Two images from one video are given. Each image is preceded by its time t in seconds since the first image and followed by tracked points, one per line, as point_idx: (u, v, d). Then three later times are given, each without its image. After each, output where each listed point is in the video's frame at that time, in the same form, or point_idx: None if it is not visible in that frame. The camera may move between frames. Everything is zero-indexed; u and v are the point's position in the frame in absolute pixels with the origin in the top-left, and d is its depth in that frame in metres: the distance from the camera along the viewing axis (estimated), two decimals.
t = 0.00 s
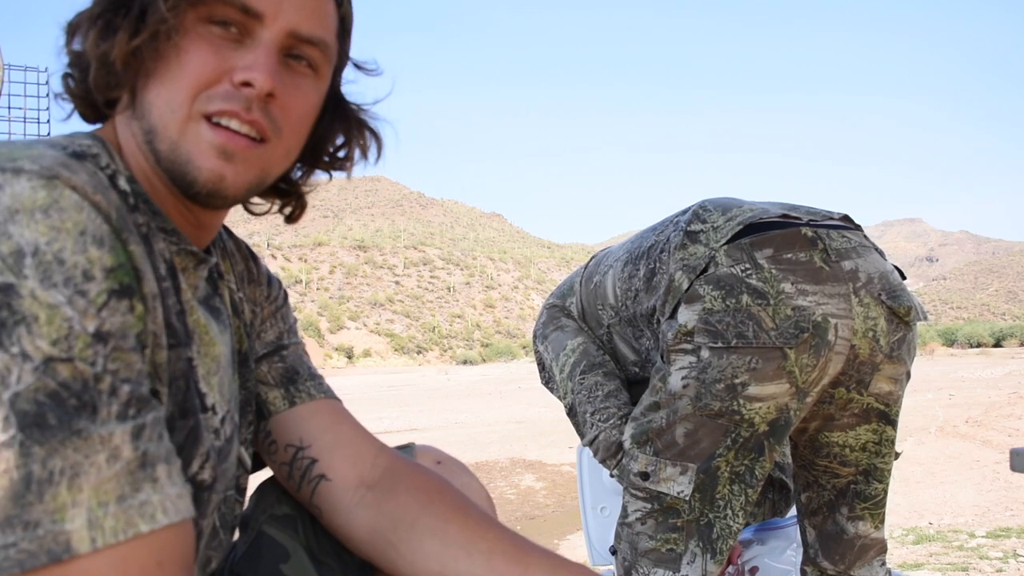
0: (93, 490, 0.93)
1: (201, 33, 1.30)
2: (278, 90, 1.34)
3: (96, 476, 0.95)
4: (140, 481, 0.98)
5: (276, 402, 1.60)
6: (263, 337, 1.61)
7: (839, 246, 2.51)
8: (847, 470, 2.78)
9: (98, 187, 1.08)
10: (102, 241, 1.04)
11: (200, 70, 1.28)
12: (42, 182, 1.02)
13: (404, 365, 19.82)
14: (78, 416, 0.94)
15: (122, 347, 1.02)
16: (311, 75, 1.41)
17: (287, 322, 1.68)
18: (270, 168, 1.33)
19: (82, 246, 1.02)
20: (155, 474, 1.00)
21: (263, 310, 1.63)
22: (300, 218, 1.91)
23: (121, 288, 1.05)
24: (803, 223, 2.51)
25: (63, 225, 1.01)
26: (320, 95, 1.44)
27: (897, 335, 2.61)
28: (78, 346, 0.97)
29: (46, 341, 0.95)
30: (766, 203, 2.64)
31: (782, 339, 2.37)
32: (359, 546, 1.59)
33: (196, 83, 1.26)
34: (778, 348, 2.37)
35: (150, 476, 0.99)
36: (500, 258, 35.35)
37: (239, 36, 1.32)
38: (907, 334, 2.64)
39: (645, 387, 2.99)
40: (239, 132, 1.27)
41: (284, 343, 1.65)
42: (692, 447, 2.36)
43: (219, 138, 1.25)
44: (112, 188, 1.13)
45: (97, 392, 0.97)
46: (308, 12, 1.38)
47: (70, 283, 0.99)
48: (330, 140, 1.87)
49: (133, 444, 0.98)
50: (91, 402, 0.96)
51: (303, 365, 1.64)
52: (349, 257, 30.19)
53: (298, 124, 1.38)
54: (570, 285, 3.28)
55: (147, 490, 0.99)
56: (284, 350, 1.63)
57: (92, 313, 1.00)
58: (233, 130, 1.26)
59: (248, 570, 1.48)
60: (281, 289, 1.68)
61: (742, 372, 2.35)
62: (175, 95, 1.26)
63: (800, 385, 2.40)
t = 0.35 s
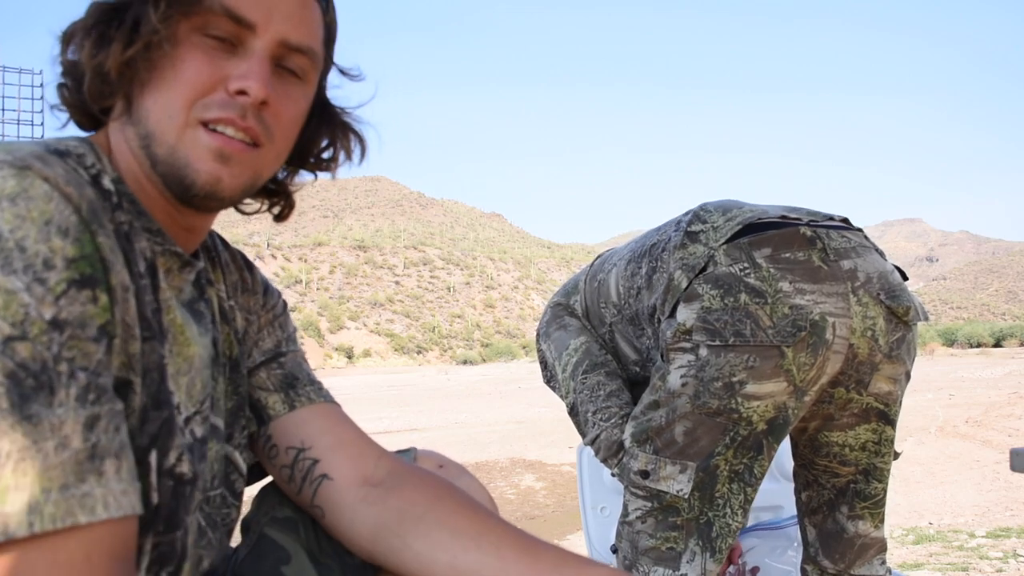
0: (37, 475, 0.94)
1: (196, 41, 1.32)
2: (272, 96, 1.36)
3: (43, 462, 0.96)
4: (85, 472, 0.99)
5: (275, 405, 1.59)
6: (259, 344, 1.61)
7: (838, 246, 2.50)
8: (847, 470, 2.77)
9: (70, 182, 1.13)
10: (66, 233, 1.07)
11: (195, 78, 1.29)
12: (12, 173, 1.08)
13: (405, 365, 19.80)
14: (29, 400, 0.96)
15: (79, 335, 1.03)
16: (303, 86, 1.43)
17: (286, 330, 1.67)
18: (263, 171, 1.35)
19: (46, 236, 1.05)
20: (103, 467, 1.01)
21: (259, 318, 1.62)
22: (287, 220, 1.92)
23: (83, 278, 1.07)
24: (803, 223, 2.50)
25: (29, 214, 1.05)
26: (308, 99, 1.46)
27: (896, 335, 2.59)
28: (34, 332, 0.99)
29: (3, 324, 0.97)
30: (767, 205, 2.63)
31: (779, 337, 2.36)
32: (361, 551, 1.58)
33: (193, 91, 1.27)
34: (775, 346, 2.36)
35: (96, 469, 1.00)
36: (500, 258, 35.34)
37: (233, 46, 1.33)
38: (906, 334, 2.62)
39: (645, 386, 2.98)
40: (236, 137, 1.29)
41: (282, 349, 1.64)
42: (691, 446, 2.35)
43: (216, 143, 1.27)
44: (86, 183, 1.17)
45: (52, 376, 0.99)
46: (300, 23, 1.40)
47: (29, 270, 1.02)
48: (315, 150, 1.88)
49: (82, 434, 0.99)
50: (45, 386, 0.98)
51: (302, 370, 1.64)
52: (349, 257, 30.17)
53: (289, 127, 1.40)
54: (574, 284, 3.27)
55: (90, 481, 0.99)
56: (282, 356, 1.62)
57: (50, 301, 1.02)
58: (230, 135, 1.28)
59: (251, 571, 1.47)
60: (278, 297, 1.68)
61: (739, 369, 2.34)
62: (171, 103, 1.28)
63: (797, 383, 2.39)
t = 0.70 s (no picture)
0: None
1: (260, 82, 1.36)
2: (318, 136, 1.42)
3: None
4: (35, 485, 1.00)
5: (284, 398, 1.60)
6: (265, 343, 1.61)
7: (841, 248, 2.51)
8: (845, 471, 2.78)
9: (66, 186, 1.16)
10: (53, 237, 1.10)
11: (257, 121, 1.34)
12: (6, 176, 1.12)
13: (405, 365, 19.80)
14: None
15: (53, 341, 1.06)
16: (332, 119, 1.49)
17: (290, 331, 1.67)
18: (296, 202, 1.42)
19: (30, 239, 1.08)
20: (57, 481, 1.02)
21: (265, 317, 1.62)
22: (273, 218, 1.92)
23: (66, 283, 1.09)
24: (806, 224, 2.51)
25: (15, 217, 1.08)
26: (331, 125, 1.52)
27: (897, 337, 2.60)
28: None
29: None
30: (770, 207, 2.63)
31: (784, 339, 2.37)
32: (378, 536, 1.58)
33: (256, 137, 1.32)
34: (780, 348, 2.37)
35: (48, 483, 1.01)
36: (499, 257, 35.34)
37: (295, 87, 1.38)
38: (907, 335, 2.63)
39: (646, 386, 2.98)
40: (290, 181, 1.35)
41: (287, 348, 1.64)
42: (693, 446, 2.35)
43: (272, 187, 1.33)
44: (83, 187, 1.20)
45: (14, 381, 1.02)
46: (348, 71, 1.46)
47: (6, 271, 1.05)
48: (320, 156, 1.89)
49: (37, 446, 1.01)
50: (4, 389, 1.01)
51: (309, 368, 1.65)
52: (349, 257, 30.17)
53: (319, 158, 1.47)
54: (574, 283, 3.27)
55: (41, 495, 1.01)
56: (288, 354, 1.63)
57: (24, 303, 1.05)
58: (285, 180, 1.34)
59: (251, 572, 1.49)
60: (283, 300, 1.68)
61: (744, 371, 2.34)
62: (231, 144, 1.33)
63: (801, 385, 2.41)
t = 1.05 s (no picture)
0: None
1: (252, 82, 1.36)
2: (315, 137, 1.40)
3: None
4: None
5: (284, 397, 1.59)
6: (264, 341, 1.60)
7: (846, 251, 2.51)
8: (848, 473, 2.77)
9: (38, 184, 1.14)
10: (15, 235, 1.08)
11: (247, 120, 1.33)
12: None
13: (405, 365, 19.79)
14: None
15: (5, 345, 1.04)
16: (331, 119, 1.47)
17: (290, 330, 1.67)
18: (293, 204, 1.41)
19: None
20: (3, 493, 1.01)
21: (264, 316, 1.62)
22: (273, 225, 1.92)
23: (24, 284, 1.07)
24: (811, 227, 2.51)
25: None
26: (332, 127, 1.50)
27: (900, 341, 2.59)
28: None
29: None
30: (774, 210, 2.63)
31: (788, 341, 2.36)
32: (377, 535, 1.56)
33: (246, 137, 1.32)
34: (784, 350, 2.36)
35: None
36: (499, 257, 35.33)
37: (289, 87, 1.37)
38: (911, 339, 2.62)
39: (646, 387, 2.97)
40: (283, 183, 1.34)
41: (288, 347, 1.63)
42: (695, 448, 2.32)
43: (265, 189, 1.32)
44: (60, 184, 1.18)
45: None
46: (347, 68, 1.44)
47: None
48: (324, 163, 1.88)
49: None
50: None
51: (310, 367, 1.64)
52: (349, 256, 30.13)
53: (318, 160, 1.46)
54: (576, 283, 3.26)
55: None
56: (289, 354, 1.62)
57: None
58: (278, 182, 1.33)
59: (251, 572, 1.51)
60: (280, 297, 1.67)
61: (747, 373, 2.33)
62: (222, 144, 1.32)
63: (805, 387, 2.40)
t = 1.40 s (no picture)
0: (74, 487, 0.97)
1: (202, 58, 1.33)
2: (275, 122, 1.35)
3: (77, 475, 0.99)
4: (119, 479, 1.02)
5: (277, 396, 1.61)
6: (262, 338, 1.63)
7: (846, 253, 2.53)
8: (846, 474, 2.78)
9: (66, 197, 1.13)
10: (69, 246, 1.08)
11: (192, 95, 1.31)
12: (7, 188, 1.06)
13: (405, 365, 19.80)
14: (53, 418, 0.98)
15: (92, 347, 1.06)
16: (310, 112, 1.41)
17: (286, 327, 1.69)
18: (257, 193, 1.35)
19: (50, 252, 1.06)
20: (134, 472, 1.05)
21: (260, 313, 1.64)
22: (283, 238, 1.95)
23: (89, 291, 1.09)
24: (811, 230, 2.54)
25: (30, 231, 1.05)
26: (320, 122, 1.45)
27: (900, 343, 2.60)
28: (51, 346, 1.02)
29: (16, 339, 0.99)
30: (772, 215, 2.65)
31: (789, 342, 2.37)
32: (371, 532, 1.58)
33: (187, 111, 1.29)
34: (785, 351, 2.37)
35: (129, 475, 1.04)
36: (499, 257, 35.34)
37: (241, 67, 1.33)
38: (911, 342, 2.63)
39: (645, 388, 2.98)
40: (228, 163, 1.29)
41: (283, 344, 1.66)
42: (695, 447, 2.33)
43: (205, 168, 1.28)
44: (81, 196, 1.17)
45: (72, 391, 1.02)
46: (319, 52, 1.39)
47: (40, 287, 1.03)
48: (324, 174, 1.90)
49: (109, 444, 1.03)
50: (65, 400, 1.01)
51: (304, 365, 1.67)
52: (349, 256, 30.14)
53: (291, 152, 1.40)
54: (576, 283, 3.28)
55: (125, 488, 1.03)
56: (284, 352, 1.65)
57: (63, 314, 1.04)
58: (221, 161, 1.29)
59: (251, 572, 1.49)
60: (279, 296, 1.70)
61: (748, 373, 2.34)
62: (165, 119, 1.30)
63: (805, 388, 2.41)
